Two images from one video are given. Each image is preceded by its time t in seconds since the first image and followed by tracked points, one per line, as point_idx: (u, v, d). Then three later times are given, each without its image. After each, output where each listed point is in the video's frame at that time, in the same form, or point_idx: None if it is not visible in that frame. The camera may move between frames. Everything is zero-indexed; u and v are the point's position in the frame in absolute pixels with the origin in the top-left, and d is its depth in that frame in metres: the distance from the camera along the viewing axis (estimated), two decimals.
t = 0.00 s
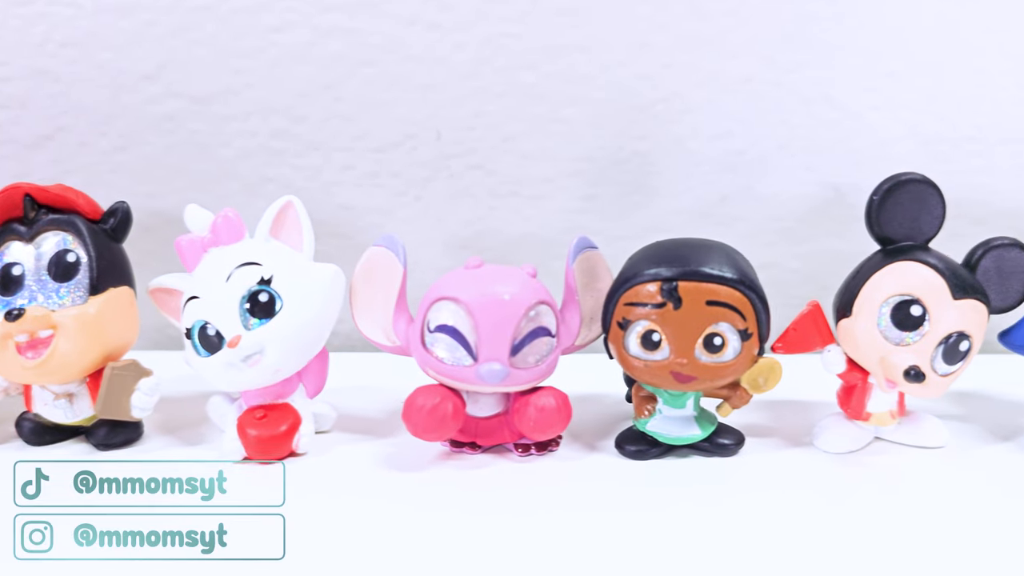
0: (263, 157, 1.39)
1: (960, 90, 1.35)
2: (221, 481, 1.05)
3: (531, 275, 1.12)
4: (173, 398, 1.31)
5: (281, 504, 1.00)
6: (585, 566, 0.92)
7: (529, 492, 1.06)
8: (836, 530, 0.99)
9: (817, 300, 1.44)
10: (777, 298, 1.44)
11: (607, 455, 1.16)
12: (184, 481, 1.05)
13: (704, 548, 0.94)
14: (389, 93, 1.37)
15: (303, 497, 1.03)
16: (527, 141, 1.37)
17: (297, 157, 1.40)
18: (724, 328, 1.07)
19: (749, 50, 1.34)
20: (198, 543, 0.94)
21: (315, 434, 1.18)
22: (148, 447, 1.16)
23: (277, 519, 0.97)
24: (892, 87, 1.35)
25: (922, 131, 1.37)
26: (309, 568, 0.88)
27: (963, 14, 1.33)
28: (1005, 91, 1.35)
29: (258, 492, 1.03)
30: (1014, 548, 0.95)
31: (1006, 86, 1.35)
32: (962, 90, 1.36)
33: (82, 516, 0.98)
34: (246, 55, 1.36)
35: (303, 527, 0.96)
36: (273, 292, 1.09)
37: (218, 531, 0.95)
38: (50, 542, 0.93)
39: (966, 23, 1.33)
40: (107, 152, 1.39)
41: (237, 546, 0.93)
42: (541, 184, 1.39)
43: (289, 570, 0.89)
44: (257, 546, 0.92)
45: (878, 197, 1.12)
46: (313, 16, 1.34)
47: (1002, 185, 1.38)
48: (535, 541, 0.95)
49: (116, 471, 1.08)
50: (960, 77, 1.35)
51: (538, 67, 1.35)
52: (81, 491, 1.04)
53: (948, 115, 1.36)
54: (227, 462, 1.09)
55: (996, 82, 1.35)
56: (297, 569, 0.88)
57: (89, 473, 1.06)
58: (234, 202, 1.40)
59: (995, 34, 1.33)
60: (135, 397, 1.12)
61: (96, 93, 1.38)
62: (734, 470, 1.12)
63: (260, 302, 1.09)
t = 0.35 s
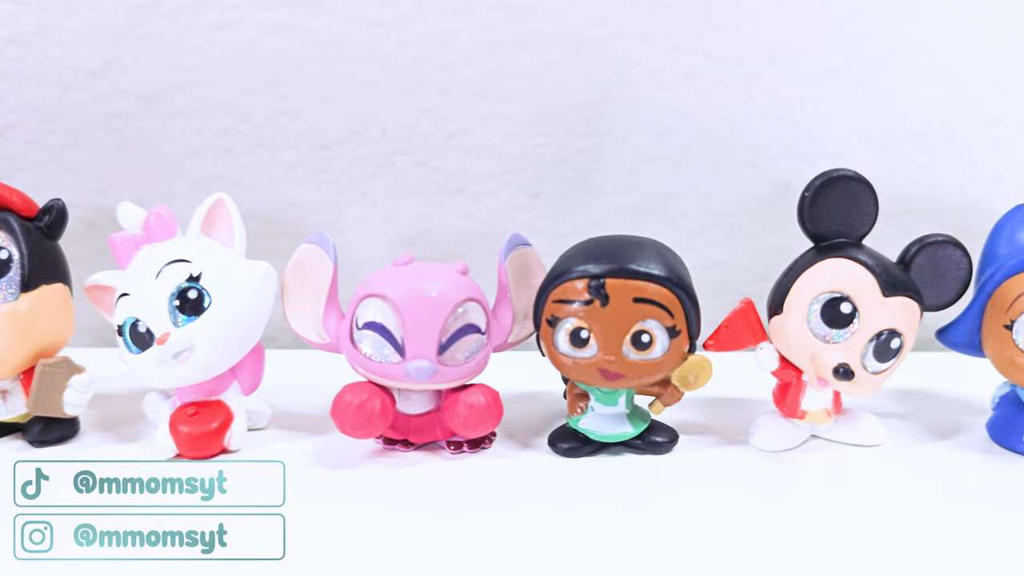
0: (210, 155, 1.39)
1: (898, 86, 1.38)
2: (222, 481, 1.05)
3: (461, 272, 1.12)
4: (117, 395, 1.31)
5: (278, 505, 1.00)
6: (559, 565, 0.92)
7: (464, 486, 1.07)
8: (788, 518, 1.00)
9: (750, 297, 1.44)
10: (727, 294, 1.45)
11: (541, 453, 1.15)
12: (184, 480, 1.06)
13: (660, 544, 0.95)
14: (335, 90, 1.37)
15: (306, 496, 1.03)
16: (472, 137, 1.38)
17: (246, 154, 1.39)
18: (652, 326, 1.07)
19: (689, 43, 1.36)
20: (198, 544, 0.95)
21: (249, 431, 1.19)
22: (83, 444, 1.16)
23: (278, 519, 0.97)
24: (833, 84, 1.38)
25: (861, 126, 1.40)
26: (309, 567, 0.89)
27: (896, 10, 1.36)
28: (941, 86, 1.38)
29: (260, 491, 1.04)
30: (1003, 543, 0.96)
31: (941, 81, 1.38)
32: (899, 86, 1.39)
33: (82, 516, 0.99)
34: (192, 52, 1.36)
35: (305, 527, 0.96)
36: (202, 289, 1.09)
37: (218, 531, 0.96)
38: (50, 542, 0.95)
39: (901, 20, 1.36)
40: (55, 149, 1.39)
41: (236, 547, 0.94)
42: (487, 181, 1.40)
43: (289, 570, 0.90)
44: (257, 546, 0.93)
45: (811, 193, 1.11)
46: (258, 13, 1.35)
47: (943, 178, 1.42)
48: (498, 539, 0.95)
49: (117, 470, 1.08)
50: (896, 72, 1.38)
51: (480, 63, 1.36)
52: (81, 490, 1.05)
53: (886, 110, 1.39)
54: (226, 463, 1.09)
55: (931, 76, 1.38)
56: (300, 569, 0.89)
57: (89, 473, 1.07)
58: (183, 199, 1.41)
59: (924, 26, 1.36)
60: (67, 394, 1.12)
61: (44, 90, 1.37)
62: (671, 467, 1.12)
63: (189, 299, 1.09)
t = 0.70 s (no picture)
0: (138, 153, 1.42)
1: (811, 86, 1.44)
2: (221, 481, 1.04)
3: (364, 268, 1.11)
4: (39, 389, 1.34)
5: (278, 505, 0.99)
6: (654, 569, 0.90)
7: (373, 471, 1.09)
8: (720, 521, 0.99)
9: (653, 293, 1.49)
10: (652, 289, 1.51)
11: (446, 450, 1.15)
12: (183, 481, 1.04)
13: (623, 545, 0.93)
14: (261, 89, 1.40)
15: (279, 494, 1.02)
16: (396, 136, 1.42)
17: (174, 153, 1.43)
18: (551, 323, 1.06)
19: (611, 44, 1.41)
20: (198, 544, 0.92)
21: (159, 428, 1.19)
22: None
23: (277, 519, 0.96)
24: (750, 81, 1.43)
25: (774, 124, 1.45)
26: (309, 568, 0.87)
27: (806, 10, 1.41)
28: (848, 85, 1.45)
29: (258, 492, 1.02)
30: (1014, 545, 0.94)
31: (847, 79, 1.44)
32: (811, 85, 1.44)
33: (81, 518, 0.96)
34: (118, 50, 1.38)
35: (305, 527, 0.95)
36: (105, 287, 1.09)
37: (218, 531, 0.93)
38: (50, 542, 0.92)
39: (815, 19, 1.41)
40: None
41: (237, 546, 0.92)
42: (411, 179, 1.45)
43: (289, 570, 0.87)
44: (256, 546, 0.91)
45: (715, 190, 1.10)
46: (185, 11, 1.37)
47: (853, 174, 1.48)
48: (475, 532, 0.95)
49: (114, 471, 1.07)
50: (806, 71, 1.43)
51: (405, 61, 1.40)
52: (81, 491, 1.02)
53: (797, 108, 1.45)
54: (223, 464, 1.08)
55: (839, 74, 1.44)
56: (298, 569, 0.87)
57: (89, 473, 1.04)
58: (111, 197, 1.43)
59: (835, 27, 1.42)
60: None
61: None
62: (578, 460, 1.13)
63: (92, 297, 1.09)
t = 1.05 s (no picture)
0: (74, 153, 1.47)
1: (731, 84, 1.48)
2: (221, 481, 1.05)
3: (277, 267, 1.12)
4: None
5: (278, 504, 1.00)
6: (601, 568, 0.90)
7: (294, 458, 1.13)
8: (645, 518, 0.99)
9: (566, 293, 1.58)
10: (579, 286, 1.57)
11: (362, 448, 1.16)
12: (184, 480, 1.05)
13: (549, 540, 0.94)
14: (193, 90, 1.46)
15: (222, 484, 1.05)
16: (326, 135, 1.48)
17: (109, 153, 1.48)
18: (458, 322, 1.07)
19: (534, 44, 1.46)
20: (198, 544, 0.94)
21: (81, 425, 1.21)
22: None
23: (278, 519, 0.97)
24: (674, 80, 1.48)
25: (697, 121, 1.50)
26: (311, 568, 0.87)
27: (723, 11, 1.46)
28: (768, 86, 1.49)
29: (258, 492, 1.03)
30: (1015, 539, 0.94)
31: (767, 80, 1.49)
32: (731, 84, 1.48)
33: (81, 518, 0.97)
34: (52, 52, 1.43)
35: (306, 525, 0.96)
36: (23, 285, 1.09)
37: (218, 531, 0.95)
38: (50, 542, 0.93)
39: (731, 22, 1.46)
40: None
41: (237, 546, 0.93)
42: (341, 179, 1.50)
43: (290, 570, 0.88)
44: (256, 546, 0.92)
45: (625, 189, 1.10)
46: (119, 13, 1.43)
47: (789, 172, 1.52)
48: (414, 517, 0.98)
49: (115, 470, 1.07)
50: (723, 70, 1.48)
51: (332, 61, 1.46)
52: (81, 491, 1.03)
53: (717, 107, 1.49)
54: (225, 463, 1.09)
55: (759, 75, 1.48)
56: (299, 569, 0.88)
57: (89, 473, 1.05)
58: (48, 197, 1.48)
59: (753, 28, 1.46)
60: None
61: None
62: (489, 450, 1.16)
63: (9, 295, 1.09)
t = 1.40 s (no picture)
0: (23, 153, 1.48)
1: (670, 85, 1.51)
2: (221, 481, 1.04)
3: (209, 268, 1.13)
4: None
5: (278, 504, 1.00)
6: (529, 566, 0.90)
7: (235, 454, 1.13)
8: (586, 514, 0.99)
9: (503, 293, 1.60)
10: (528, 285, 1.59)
11: (294, 448, 1.16)
12: (184, 480, 1.04)
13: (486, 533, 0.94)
14: (140, 90, 1.47)
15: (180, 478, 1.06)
16: (273, 135, 1.50)
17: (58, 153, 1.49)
18: (385, 322, 1.07)
19: (476, 46, 1.49)
20: (199, 544, 0.93)
21: (19, 424, 1.21)
22: None
23: (278, 519, 0.96)
24: (613, 81, 1.51)
25: (635, 123, 1.53)
26: (312, 567, 0.87)
27: (664, 13, 1.48)
28: (709, 86, 1.52)
29: (258, 492, 1.03)
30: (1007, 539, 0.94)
31: (709, 79, 1.51)
32: (671, 85, 1.51)
33: (81, 517, 0.96)
34: None
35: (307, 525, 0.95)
36: None
37: (218, 531, 0.94)
38: (50, 542, 0.92)
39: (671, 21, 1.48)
40: None
41: (238, 546, 0.92)
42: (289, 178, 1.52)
43: (289, 570, 0.88)
44: (257, 546, 0.92)
45: (552, 190, 1.10)
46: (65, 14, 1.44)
47: (729, 172, 1.55)
48: (373, 511, 0.99)
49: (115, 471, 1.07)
50: (663, 72, 1.51)
51: (277, 62, 1.48)
52: (81, 491, 1.02)
53: (658, 108, 1.52)
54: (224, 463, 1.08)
55: (700, 74, 1.51)
56: (298, 569, 0.88)
57: (89, 473, 1.04)
58: None
59: (693, 28, 1.49)
60: None
61: None
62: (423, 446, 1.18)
63: None
